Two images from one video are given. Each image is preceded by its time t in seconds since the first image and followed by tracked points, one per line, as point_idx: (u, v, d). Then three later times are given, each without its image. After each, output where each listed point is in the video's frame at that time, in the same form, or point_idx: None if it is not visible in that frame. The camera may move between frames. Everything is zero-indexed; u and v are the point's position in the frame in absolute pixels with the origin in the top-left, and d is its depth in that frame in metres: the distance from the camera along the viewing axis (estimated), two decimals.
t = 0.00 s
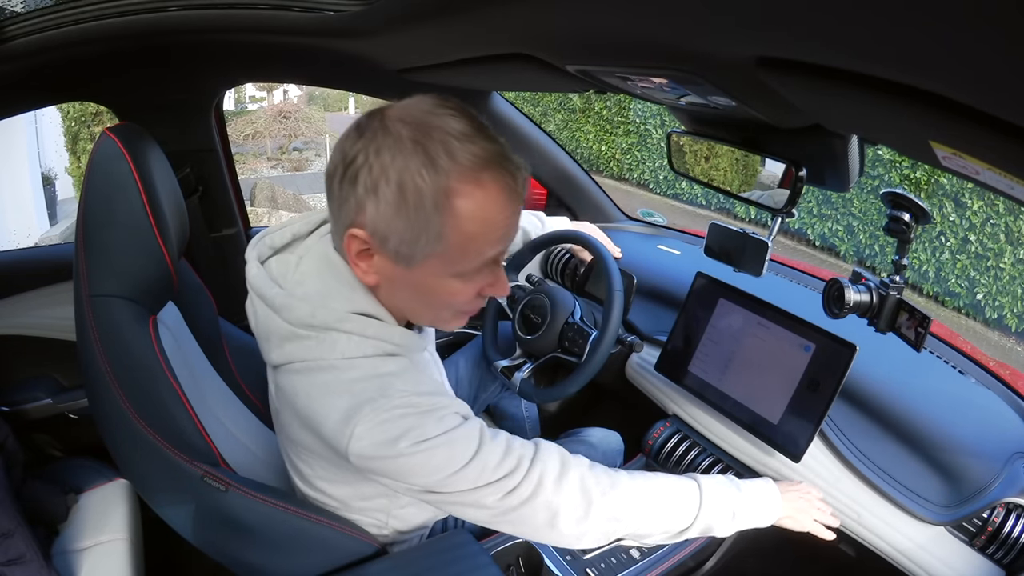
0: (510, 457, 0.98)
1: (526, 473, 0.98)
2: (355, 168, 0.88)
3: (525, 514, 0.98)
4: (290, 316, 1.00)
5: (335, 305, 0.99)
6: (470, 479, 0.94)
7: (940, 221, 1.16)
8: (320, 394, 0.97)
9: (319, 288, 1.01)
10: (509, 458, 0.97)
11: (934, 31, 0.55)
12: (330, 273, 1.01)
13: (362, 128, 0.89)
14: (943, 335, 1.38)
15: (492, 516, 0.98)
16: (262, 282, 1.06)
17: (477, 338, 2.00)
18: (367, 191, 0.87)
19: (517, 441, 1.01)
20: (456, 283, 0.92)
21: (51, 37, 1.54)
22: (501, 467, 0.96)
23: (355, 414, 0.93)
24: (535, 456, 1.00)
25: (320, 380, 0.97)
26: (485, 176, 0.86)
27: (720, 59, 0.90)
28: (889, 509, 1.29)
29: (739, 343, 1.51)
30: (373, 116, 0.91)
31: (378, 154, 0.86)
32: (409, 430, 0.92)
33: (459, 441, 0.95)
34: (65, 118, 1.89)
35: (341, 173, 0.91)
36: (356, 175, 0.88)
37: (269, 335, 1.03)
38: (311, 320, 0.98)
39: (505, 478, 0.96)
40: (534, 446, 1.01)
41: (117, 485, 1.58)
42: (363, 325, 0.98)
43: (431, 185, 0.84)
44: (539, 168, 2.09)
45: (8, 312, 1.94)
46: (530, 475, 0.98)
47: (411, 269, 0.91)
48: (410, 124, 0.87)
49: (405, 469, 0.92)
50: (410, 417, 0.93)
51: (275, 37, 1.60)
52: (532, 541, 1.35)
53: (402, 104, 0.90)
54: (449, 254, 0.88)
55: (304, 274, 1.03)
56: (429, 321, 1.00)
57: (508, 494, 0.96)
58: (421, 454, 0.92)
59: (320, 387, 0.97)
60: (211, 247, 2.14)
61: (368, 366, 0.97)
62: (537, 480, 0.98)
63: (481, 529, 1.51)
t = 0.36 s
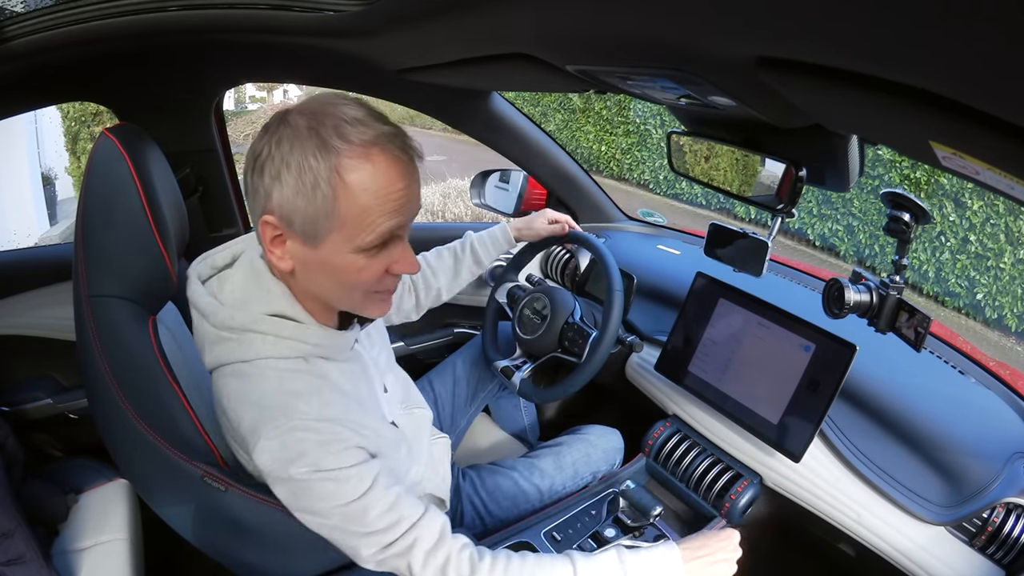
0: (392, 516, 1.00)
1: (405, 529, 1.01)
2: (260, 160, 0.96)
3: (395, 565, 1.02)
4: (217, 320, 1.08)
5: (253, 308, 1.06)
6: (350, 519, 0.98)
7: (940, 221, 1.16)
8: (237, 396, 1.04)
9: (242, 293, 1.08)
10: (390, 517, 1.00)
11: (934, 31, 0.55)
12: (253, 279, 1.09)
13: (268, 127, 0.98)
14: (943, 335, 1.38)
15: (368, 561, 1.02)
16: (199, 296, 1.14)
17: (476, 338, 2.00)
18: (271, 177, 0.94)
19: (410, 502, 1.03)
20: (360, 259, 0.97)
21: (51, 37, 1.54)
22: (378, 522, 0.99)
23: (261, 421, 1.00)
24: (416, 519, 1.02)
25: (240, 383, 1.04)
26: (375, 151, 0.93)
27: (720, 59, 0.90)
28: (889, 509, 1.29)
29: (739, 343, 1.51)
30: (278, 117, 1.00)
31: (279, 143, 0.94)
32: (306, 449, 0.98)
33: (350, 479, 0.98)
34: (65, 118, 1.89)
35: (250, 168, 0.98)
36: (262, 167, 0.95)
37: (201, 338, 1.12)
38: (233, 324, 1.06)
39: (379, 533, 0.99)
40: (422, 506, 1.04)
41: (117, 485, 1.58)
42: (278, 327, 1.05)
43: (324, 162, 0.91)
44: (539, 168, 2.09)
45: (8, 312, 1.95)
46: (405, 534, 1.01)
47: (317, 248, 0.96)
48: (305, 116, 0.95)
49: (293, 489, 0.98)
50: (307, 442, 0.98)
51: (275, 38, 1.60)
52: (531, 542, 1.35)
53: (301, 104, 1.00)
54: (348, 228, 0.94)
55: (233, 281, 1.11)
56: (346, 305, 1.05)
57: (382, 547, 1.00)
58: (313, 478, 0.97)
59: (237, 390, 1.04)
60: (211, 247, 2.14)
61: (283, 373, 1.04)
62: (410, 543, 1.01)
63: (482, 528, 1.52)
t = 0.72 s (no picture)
0: (424, 507, 1.00)
1: (440, 516, 1.01)
2: (260, 177, 0.95)
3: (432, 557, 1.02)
4: (218, 345, 1.07)
5: (253, 329, 1.06)
6: (381, 519, 0.99)
7: (940, 221, 1.16)
8: (244, 418, 1.04)
9: (242, 313, 1.08)
10: (422, 509, 1.00)
11: (935, 31, 0.55)
12: (253, 300, 1.08)
13: (266, 142, 0.97)
14: (943, 335, 1.38)
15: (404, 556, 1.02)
16: (196, 316, 1.13)
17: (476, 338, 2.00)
18: (273, 196, 0.93)
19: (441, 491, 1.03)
20: (367, 276, 0.97)
21: (51, 37, 1.54)
22: (411, 515, 0.99)
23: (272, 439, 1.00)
24: (450, 506, 1.02)
25: (246, 407, 1.04)
26: (380, 166, 0.92)
27: (720, 59, 0.89)
28: (888, 509, 1.29)
29: (739, 343, 1.51)
30: (275, 130, 0.98)
31: (280, 161, 0.93)
32: (323, 462, 0.98)
33: (372, 482, 0.99)
34: (65, 118, 1.89)
35: (249, 186, 0.97)
36: (263, 184, 0.94)
37: (201, 359, 1.11)
38: (234, 347, 1.05)
39: (413, 526, 0.99)
40: (454, 492, 1.04)
41: (117, 485, 1.58)
42: (279, 346, 1.05)
43: (329, 181, 0.90)
44: (539, 168, 2.09)
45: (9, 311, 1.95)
46: (437, 525, 1.00)
47: (323, 267, 0.96)
48: (306, 130, 0.94)
49: (317, 499, 0.99)
50: (324, 454, 0.98)
51: (275, 37, 1.60)
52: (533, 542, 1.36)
53: (299, 116, 0.98)
54: (355, 247, 0.94)
55: (231, 302, 1.10)
56: (351, 319, 1.06)
57: (415, 541, 1.00)
58: (334, 487, 0.97)
59: (244, 413, 1.04)
60: (211, 246, 2.14)
61: (292, 391, 1.04)
62: (445, 534, 1.00)
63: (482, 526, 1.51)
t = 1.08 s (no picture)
0: (553, 476, 0.98)
1: (568, 484, 0.98)
2: (382, 185, 0.87)
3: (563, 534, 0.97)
4: (322, 346, 0.96)
5: (371, 330, 0.96)
6: (517, 497, 0.94)
7: (940, 221, 1.16)
8: (363, 423, 0.94)
9: (347, 312, 0.98)
10: (553, 479, 0.97)
11: (935, 31, 0.55)
12: (360, 300, 0.98)
13: (386, 143, 0.88)
14: (943, 335, 1.39)
15: (534, 533, 0.97)
16: (283, 313, 1.02)
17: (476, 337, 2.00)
18: (398, 207, 0.86)
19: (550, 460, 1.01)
20: (483, 292, 0.92)
21: (51, 37, 1.54)
22: (546, 485, 0.96)
23: (407, 438, 0.92)
24: (574, 472, 1.00)
25: (364, 410, 0.94)
26: (515, 184, 0.86)
27: (720, 59, 0.89)
28: (888, 509, 1.29)
29: (738, 343, 1.51)
30: (395, 130, 0.89)
31: (407, 169, 0.85)
32: (462, 451, 0.92)
33: (504, 463, 0.94)
34: (65, 118, 1.89)
35: (364, 190, 0.89)
36: (382, 192, 0.87)
37: (295, 361, 0.99)
38: (349, 348, 0.95)
39: (548, 497, 0.96)
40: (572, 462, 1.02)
41: (117, 485, 1.58)
42: (401, 348, 0.96)
43: (464, 197, 0.84)
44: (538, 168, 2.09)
45: (8, 311, 1.95)
46: (570, 494, 0.97)
47: (442, 281, 0.90)
48: (434, 137, 0.86)
49: (457, 491, 0.90)
50: (459, 442, 0.93)
51: (275, 38, 1.60)
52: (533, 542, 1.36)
53: (423, 117, 0.90)
54: (480, 264, 0.88)
55: (328, 300, 1.01)
56: (456, 330, 1.00)
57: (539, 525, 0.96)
58: (474, 474, 0.91)
59: (365, 417, 0.94)
60: (211, 246, 2.14)
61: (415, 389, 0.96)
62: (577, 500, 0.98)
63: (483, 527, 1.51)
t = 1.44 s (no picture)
0: (574, 495, 0.97)
1: (587, 507, 0.97)
2: (458, 197, 0.89)
3: (581, 553, 0.97)
4: (363, 345, 0.94)
5: (415, 337, 0.95)
6: (539, 514, 0.93)
7: (940, 221, 1.16)
8: (397, 427, 0.92)
9: (392, 316, 0.96)
10: (573, 498, 0.97)
11: (933, 31, 0.55)
12: (406, 305, 0.97)
13: (465, 157, 0.91)
14: (943, 334, 1.38)
15: (549, 552, 0.96)
16: (323, 308, 0.99)
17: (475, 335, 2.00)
18: (471, 220, 0.88)
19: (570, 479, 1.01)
20: (535, 313, 0.94)
21: (51, 37, 1.54)
22: (566, 503, 0.96)
23: (439, 447, 0.90)
24: (595, 494, 0.99)
25: (399, 414, 0.92)
26: (584, 212, 0.89)
27: (720, 59, 0.90)
28: (888, 508, 1.29)
29: (739, 343, 1.51)
30: (472, 145, 0.92)
31: (486, 186, 0.87)
32: (492, 461, 0.91)
33: (530, 478, 0.93)
34: (65, 118, 1.89)
35: (437, 199, 0.91)
36: (456, 203, 0.89)
37: (331, 358, 0.97)
38: (392, 353, 0.93)
39: (569, 515, 0.95)
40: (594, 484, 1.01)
41: (117, 485, 1.58)
42: (443, 357, 0.95)
43: (540, 218, 0.86)
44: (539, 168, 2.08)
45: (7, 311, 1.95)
46: (588, 515, 0.97)
47: (499, 298, 0.92)
48: (514, 158, 0.89)
49: (481, 502, 0.90)
50: (488, 453, 0.92)
51: (275, 38, 1.60)
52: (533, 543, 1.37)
53: (503, 137, 0.93)
54: (541, 286, 0.91)
55: (372, 301, 0.99)
56: (500, 345, 1.02)
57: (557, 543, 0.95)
58: (501, 485, 0.90)
59: (399, 420, 0.92)
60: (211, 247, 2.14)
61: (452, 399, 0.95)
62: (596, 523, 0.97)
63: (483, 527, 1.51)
